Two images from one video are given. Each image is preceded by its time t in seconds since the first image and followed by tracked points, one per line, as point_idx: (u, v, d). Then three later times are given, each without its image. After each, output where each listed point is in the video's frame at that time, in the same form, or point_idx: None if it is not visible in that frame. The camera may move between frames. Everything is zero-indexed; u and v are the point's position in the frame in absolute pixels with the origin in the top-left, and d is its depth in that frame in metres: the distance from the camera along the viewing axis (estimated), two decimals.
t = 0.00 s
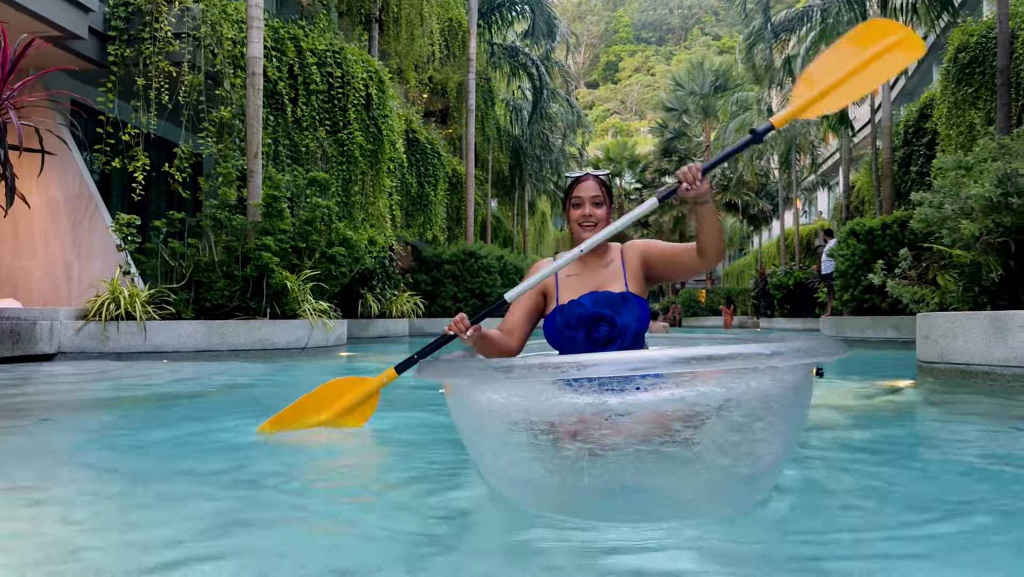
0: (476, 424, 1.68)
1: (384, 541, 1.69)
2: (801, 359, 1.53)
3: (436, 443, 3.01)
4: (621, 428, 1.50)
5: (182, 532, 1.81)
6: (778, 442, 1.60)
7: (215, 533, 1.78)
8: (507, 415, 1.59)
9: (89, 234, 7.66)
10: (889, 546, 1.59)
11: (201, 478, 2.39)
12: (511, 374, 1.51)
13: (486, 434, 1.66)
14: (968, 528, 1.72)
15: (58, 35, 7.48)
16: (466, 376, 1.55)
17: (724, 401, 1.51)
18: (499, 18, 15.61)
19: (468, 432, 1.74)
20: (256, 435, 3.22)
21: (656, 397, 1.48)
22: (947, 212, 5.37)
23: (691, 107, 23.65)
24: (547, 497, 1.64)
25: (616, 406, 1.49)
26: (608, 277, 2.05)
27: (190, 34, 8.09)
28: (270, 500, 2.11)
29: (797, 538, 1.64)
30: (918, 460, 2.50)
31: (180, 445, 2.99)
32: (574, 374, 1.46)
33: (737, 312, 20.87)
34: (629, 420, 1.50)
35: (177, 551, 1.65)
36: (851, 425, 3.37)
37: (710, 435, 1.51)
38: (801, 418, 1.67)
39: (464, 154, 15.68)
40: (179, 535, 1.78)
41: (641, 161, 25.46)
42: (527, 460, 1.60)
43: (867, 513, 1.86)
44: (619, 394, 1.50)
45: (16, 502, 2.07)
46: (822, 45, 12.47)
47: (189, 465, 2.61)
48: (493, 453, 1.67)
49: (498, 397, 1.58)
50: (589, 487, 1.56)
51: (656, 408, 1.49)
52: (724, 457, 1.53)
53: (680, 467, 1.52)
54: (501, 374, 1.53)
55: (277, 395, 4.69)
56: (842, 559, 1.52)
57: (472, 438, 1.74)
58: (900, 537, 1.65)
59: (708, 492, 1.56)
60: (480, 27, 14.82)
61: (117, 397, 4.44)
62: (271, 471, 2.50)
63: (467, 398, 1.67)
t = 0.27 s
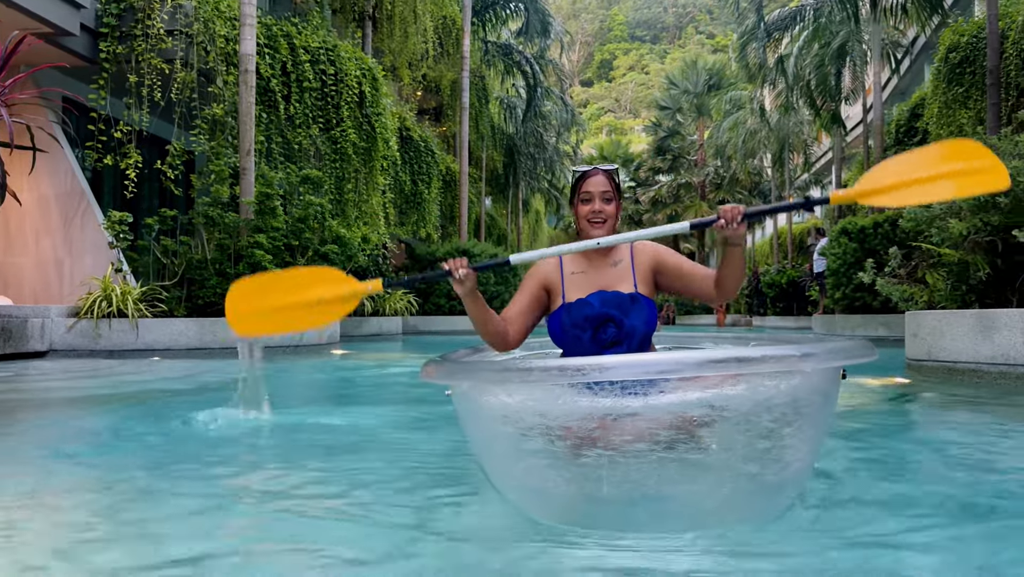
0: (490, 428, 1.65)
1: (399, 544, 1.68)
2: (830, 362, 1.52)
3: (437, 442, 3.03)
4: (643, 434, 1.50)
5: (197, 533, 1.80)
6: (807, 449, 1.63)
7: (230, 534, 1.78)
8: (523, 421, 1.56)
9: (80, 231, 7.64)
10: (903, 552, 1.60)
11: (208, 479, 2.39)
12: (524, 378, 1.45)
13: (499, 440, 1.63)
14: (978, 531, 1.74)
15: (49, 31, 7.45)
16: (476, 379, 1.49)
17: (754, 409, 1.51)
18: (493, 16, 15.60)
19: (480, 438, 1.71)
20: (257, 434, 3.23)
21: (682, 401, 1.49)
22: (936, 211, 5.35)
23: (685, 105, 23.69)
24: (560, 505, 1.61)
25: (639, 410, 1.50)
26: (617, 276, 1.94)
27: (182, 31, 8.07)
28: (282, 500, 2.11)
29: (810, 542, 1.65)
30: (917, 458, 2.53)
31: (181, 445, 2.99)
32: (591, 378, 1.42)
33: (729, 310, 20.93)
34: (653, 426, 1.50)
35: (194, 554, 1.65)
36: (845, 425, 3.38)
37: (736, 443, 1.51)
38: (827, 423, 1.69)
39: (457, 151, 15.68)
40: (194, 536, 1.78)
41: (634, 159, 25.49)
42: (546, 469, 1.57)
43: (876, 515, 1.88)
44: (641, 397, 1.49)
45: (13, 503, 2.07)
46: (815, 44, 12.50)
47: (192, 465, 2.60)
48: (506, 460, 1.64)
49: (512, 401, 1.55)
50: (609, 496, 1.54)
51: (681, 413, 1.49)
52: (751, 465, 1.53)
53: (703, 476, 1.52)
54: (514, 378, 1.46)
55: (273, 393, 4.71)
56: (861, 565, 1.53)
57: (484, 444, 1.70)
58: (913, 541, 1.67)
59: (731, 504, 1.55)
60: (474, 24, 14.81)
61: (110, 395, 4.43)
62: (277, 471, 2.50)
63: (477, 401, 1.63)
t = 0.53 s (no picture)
0: (493, 426, 1.54)
1: (396, 551, 1.62)
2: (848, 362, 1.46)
3: (424, 444, 2.99)
4: (655, 435, 1.43)
5: (186, 539, 1.74)
6: (824, 451, 1.57)
7: (218, 537, 1.74)
8: (530, 421, 1.47)
9: (58, 228, 7.59)
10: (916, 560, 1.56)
11: (193, 481, 2.32)
12: (533, 375, 1.34)
13: (502, 439, 1.54)
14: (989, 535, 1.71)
15: (27, 27, 7.40)
16: (482, 375, 1.38)
17: (774, 410, 1.46)
18: (476, 14, 15.61)
19: (480, 436, 1.61)
20: (241, 435, 3.17)
21: (699, 401, 1.42)
22: (910, 212, 5.44)
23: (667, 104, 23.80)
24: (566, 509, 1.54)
25: (654, 410, 1.42)
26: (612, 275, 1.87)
27: (162, 27, 8.02)
28: (272, 504, 2.04)
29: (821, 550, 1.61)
30: (913, 458, 2.51)
31: (164, 447, 2.93)
32: (604, 375, 1.33)
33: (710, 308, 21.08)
34: (668, 427, 1.43)
35: (172, 557, 1.61)
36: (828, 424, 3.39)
37: (754, 447, 1.46)
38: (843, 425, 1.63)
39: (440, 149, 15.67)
40: (182, 542, 1.71)
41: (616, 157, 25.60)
42: (551, 471, 1.49)
43: (881, 520, 1.85)
44: (654, 397, 1.41)
45: None
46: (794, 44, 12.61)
47: (175, 467, 2.54)
48: (508, 461, 1.55)
49: (519, 400, 1.46)
50: (617, 500, 1.46)
51: (696, 413, 1.42)
52: (769, 468, 1.48)
53: (718, 480, 1.46)
54: (522, 375, 1.34)
55: (256, 392, 4.68)
56: (876, 574, 1.49)
57: (485, 442, 1.60)
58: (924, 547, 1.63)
59: (747, 510, 1.49)
60: (456, 22, 14.81)
61: (88, 394, 4.38)
62: (264, 473, 2.44)
63: (480, 397, 1.52)
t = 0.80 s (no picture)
0: (486, 435, 1.37)
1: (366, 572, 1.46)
2: (870, 362, 1.28)
3: (394, 449, 2.85)
4: (658, 443, 1.27)
5: (131, 554, 1.60)
6: (835, 459, 1.40)
7: (162, 549, 1.64)
8: (525, 431, 1.30)
9: (24, 227, 7.45)
10: None
11: (145, 492, 2.16)
12: (532, 384, 1.16)
13: (496, 449, 1.37)
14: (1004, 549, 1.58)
15: None
16: (474, 384, 1.19)
17: (786, 413, 1.29)
18: (449, 15, 15.63)
19: (471, 444, 1.43)
20: (201, 442, 3.01)
21: (706, 404, 1.26)
22: (876, 214, 5.54)
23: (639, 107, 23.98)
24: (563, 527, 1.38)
25: (659, 417, 1.26)
26: (598, 277, 1.72)
27: (131, 25, 7.94)
28: (228, 518, 1.88)
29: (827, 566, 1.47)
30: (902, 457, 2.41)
31: (118, 455, 2.76)
32: (606, 382, 1.14)
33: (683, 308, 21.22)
34: (674, 434, 1.27)
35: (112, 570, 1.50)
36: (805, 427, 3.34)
37: (763, 455, 1.29)
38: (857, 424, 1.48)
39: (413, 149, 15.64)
40: (126, 563, 1.55)
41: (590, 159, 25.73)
42: (548, 483, 1.33)
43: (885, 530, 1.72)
44: (657, 399, 1.25)
45: None
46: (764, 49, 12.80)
47: (129, 477, 2.38)
48: (500, 473, 1.39)
49: (511, 406, 1.28)
50: (619, 515, 1.30)
51: (704, 418, 1.27)
52: (778, 479, 1.31)
53: (726, 491, 1.29)
54: (521, 383, 1.17)
55: (222, 395, 4.58)
56: None
57: (476, 452, 1.43)
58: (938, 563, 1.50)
59: (756, 523, 1.33)
60: (430, 23, 14.82)
61: (48, 397, 4.27)
62: (223, 482, 2.28)
63: (473, 404, 1.34)
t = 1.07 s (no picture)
0: (485, 443, 1.37)
1: None
2: (881, 375, 1.30)
3: (378, 451, 2.88)
4: (668, 456, 1.30)
5: (127, 556, 1.61)
6: (840, 471, 1.44)
7: (158, 551, 1.65)
8: (530, 441, 1.30)
9: None
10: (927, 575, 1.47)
11: (135, 498, 2.14)
12: (536, 393, 1.16)
13: (496, 457, 1.37)
14: (992, 545, 1.64)
15: None
16: (474, 394, 1.18)
17: (793, 425, 1.32)
18: (419, 15, 15.62)
19: (469, 453, 1.43)
20: (183, 447, 2.99)
21: (715, 415, 1.28)
22: (840, 218, 5.68)
23: (609, 109, 24.16)
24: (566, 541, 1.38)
25: (666, 427, 1.28)
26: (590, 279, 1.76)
27: (97, 23, 7.83)
28: (226, 525, 1.87)
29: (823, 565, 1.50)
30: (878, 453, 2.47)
31: (99, 461, 2.73)
32: (616, 393, 1.14)
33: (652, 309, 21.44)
34: (683, 447, 1.30)
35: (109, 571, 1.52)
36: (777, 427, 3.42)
37: (773, 468, 1.32)
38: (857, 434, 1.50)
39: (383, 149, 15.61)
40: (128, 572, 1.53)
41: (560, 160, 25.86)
42: (549, 495, 1.33)
43: (874, 526, 1.77)
44: (668, 407, 1.25)
45: None
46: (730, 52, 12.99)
47: (113, 483, 2.35)
48: (502, 486, 1.39)
49: (518, 416, 1.28)
50: (625, 529, 1.31)
51: (715, 431, 1.29)
52: (785, 492, 1.34)
53: (734, 505, 1.31)
54: (524, 391, 1.17)
55: (197, 397, 4.57)
56: None
57: (476, 461, 1.43)
58: (933, 560, 1.55)
59: (763, 536, 1.35)
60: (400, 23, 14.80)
61: (18, 400, 4.23)
62: (213, 488, 2.27)
63: (472, 412, 1.34)
